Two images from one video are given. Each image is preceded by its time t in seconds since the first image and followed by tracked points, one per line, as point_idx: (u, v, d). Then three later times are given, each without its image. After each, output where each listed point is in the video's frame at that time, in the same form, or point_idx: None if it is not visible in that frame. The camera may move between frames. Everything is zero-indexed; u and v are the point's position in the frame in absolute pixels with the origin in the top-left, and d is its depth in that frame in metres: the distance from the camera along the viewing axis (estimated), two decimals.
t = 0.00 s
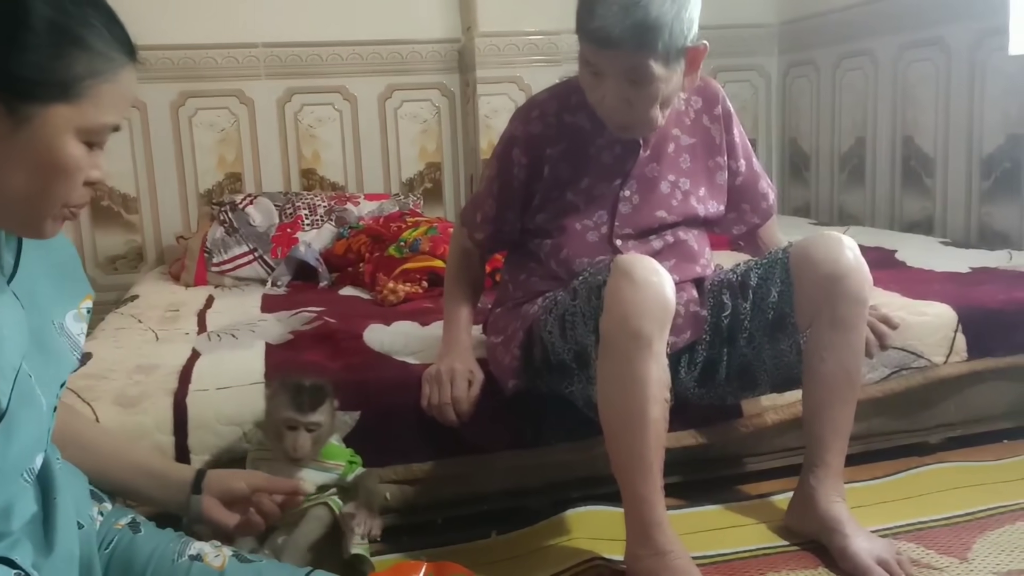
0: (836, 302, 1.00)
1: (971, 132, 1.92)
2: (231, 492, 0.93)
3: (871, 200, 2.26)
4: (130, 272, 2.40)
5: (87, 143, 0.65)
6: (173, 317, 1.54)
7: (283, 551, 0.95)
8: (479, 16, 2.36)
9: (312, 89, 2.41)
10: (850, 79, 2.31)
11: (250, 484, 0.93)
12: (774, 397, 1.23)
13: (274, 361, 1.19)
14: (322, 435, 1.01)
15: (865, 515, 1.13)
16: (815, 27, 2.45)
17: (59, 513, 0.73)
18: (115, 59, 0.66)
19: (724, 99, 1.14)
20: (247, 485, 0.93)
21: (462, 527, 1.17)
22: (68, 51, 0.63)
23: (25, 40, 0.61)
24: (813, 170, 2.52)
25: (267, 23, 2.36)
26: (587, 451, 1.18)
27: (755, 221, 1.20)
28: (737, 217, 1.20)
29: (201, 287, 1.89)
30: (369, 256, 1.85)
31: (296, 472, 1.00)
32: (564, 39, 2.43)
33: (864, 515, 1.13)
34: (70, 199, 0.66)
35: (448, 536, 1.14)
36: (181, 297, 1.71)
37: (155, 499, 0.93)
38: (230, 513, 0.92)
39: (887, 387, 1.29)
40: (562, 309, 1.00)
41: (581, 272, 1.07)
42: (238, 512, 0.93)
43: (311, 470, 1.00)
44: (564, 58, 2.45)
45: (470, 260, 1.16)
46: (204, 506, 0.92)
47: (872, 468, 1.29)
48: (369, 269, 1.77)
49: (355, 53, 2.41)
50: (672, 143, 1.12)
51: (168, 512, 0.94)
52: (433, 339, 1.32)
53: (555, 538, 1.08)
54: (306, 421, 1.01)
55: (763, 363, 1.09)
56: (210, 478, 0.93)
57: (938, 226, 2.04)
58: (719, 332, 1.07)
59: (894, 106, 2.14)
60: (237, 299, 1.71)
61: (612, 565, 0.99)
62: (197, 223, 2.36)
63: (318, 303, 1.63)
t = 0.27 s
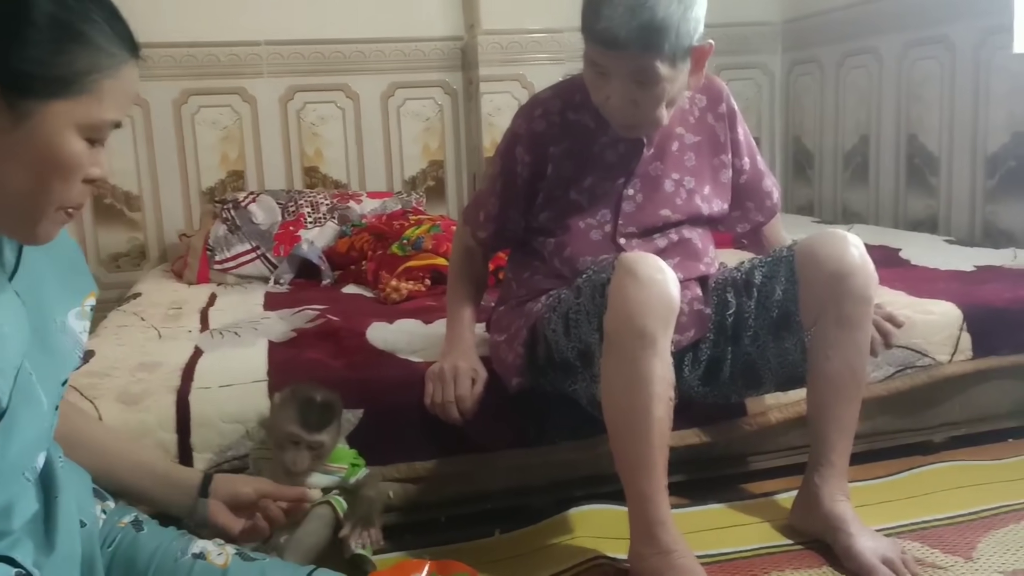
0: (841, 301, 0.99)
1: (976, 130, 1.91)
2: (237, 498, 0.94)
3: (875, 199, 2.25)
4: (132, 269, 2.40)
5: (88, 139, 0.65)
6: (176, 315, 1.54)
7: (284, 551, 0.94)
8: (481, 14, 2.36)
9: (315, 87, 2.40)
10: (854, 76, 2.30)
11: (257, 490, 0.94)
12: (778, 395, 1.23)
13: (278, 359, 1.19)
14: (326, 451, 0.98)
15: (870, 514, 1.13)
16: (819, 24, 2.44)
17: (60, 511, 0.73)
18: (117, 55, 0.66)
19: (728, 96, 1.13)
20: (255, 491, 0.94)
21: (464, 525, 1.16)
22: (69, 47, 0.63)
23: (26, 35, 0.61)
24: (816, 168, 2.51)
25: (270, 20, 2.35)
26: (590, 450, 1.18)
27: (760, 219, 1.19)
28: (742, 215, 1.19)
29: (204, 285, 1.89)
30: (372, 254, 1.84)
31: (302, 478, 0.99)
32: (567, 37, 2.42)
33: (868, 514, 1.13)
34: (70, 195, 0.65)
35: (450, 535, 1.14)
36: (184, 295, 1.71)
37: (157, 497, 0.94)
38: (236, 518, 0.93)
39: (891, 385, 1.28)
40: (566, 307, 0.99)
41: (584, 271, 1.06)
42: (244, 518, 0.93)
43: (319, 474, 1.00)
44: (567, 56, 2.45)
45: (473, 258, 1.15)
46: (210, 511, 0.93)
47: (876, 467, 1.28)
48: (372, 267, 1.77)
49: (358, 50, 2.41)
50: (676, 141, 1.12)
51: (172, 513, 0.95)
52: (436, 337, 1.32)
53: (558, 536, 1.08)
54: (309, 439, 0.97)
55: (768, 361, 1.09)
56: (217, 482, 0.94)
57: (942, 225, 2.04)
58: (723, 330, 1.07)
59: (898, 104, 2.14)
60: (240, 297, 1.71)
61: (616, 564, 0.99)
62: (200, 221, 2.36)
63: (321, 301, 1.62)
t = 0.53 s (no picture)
0: (845, 297, 0.99)
1: (979, 127, 1.91)
2: (211, 493, 0.94)
3: (878, 195, 2.25)
4: (134, 268, 2.40)
5: (91, 137, 0.65)
6: (178, 313, 1.54)
7: (287, 550, 0.95)
8: (483, 11, 2.35)
9: (317, 84, 2.40)
10: (856, 73, 2.29)
11: (232, 488, 0.94)
12: (782, 393, 1.23)
13: (280, 357, 1.19)
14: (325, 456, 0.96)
15: (874, 511, 1.12)
16: (822, 20, 2.43)
17: (61, 508, 0.72)
18: (121, 53, 0.66)
19: (731, 93, 1.13)
20: (229, 488, 0.94)
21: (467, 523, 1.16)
22: (73, 46, 0.62)
23: (29, 33, 0.60)
24: (818, 165, 2.51)
25: (273, 17, 2.35)
26: (593, 447, 1.17)
27: (763, 216, 1.18)
28: (745, 213, 1.18)
29: (205, 282, 1.89)
30: (374, 252, 1.84)
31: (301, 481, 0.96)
32: (569, 34, 2.42)
33: (873, 511, 1.13)
34: (73, 193, 0.65)
35: (453, 532, 1.14)
36: (186, 293, 1.71)
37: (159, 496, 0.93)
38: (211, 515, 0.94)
39: (896, 382, 1.28)
40: (568, 305, 0.99)
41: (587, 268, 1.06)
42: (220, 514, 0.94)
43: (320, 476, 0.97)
44: (569, 53, 2.44)
45: (476, 256, 1.15)
46: (190, 507, 0.93)
47: (879, 465, 1.28)
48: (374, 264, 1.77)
49: (359, 48, 2.40)
50: (679, 138, 1.11)
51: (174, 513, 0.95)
52: (439, 335, 1.31)
53: (561, 534, 1.08)
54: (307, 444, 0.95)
55: (772, 358, 1.09)
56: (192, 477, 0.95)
57: (946, 221, 2.03)
58: (727, 327, 1.07)
59: (901, 100, 2.13)
60: (242, 295, 1.71)
61: (620, 562, 0.98)
62: (202, 219, 2.36)
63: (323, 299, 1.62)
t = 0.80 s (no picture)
0: (847, 296, 0.99)
1: (982, 124, 1.90)
2: (200, 483, 0.96)
3: (880, 193, 2.24)
4: (136, 268, 2.40)
5: (93, 139, 0.65)
6: (180, 314, 1.54)
7: (289, 550, 0.96)
8: (484, 10, 2.34)
9: (318, 85, 2.40)
10: (858, 71, 2.29)
11: (220, 476, 0.97)
12: (785, 392, 1.22)
13: (282, 358, 1.19)
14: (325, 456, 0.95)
15: (877, 510, 1.12)
16: (823, 18, 2.42)
17: (63, 509, 0.72)
18: (122, 54, 0.66)
19: (734, 91, 1.12)
20: (217, 477, 0.97)
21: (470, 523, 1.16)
22: (75, 48, 0.62)
23: (29, 34, 0.60)
24: (821, 163, 2.51)
25: (273, 18, 2.35)
26: (595, 447, 1.17)
27: (765, 215, 1.18)
28: (747, 212, 1.18)
29: (207, 283, 1.89)
30: (376, 252, 1.84)
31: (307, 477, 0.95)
32: (571, 33, 2.42)
33: (876, 510, 1.13)
34: (72, 194, 0.65)
35: (456, 533, 1.14)
36: (187, 294, 1.71)
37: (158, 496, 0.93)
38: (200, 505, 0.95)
39: (899, 381, 1.28)
40: (570, 305, 0.99)
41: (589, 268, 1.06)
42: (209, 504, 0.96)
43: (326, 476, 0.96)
44: (570, 52, 2.44)
45: (477, 256, 1.15)
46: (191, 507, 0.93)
47: (882, 463, 1.28)
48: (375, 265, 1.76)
49: (360, 47, 2.40)
50: (682, 137, 1.11)
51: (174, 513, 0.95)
52: (441, 335, 1.31)
53: (563, 535, 1.08)
54: (330, 442, 0.95)
55: (774, 357, 1.09)
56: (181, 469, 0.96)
57: (948, 219, 2.03)
58: (729, 326, 1.06)
59: (904, 98, 2.12)
60: (244, 296, 1.71)
61: (622, 561, 0.98)
62: (204, 219, 2.36)
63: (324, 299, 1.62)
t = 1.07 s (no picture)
0: (851, 295, 0.98)
1: (985, 121, 1.90)
2: (222, 484, 0.93)
3: (882, 191, 2.24)
4: (139, 270, 2.41)
5: (95, 144, 0.65)
6: (183, 316, 1.54)
7: (294, 550, 0.94)
8: (486, 10, 2.34)
9: (319, 85, 2.40)
10: (860, 68, 2.28)
11: (242, 476, 0.93)
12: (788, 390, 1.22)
13: (285, 359, 1.19)
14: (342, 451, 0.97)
15: (882, 508, 1.12)
16: (825, 16, 2.42)
17: (68, 512, 0.72)
18: (123, 58, 0.65)
19: (736, 90, 1.12)
20: (238, 476, 0.94)
21: (474, 524, 1.16)
22: (76, 53, 0.62)
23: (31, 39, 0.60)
24: (823, 161, 2.50)
25: (275, 19, 2.35)
26: (599, 446, 1.17)
27: (768, 213, 1.18)
28: (750, 211, 1.18)
29: (210, 285, 1.89)
30: (378, 252, 1.84)
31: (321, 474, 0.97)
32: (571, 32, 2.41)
33: (880, 508, 1.12)
34: (74, 199, 0.65)
35: (460, 533, 1.14)
36: (190, 295, 1.71)
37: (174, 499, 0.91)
38: (220, 505, 0.93)
39: (902, 379, 1.27)
40: (573, 305, 0.99)
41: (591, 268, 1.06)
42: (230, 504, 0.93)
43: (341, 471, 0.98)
44: (571, 51, 2.44)
45: (480, 256, 1.15)
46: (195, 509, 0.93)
47: (886, 461, 1.28)
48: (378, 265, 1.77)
49: (361, 48, 2.40)
50: (684, 137, 1.10)
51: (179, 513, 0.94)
52: (444, 335, 1.31)
53: (567, 535, 1.08)
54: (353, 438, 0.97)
55: (778, 356, 1.08)
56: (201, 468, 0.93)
57: (951, 216, 2.02)
58: (732, 325, 1.06)
59: (906, 95, 2.12)
60: (247, 297, 1.71)
61: (627, 561, 0.98)
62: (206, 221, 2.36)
63: (327, 300, 1.62)
